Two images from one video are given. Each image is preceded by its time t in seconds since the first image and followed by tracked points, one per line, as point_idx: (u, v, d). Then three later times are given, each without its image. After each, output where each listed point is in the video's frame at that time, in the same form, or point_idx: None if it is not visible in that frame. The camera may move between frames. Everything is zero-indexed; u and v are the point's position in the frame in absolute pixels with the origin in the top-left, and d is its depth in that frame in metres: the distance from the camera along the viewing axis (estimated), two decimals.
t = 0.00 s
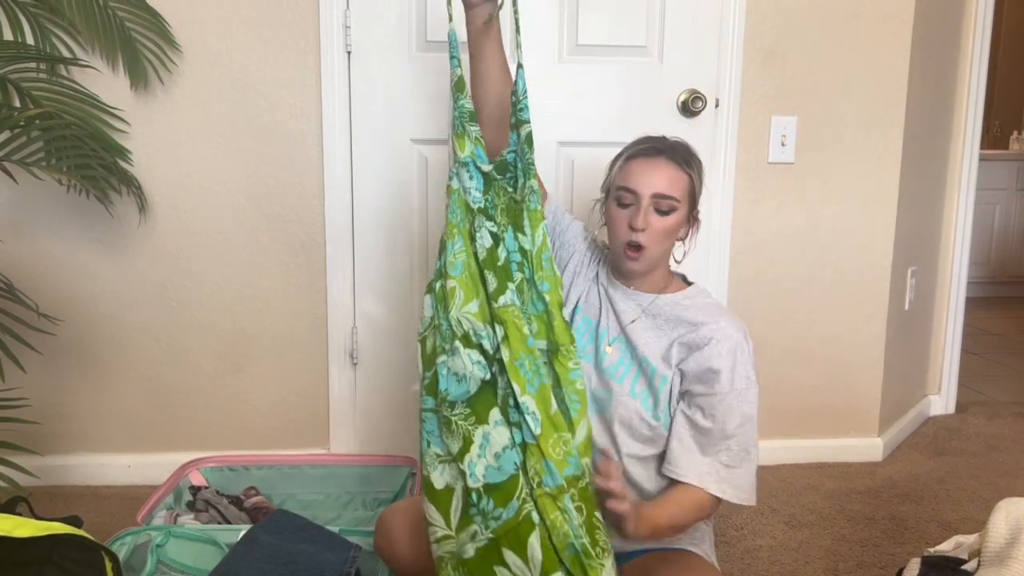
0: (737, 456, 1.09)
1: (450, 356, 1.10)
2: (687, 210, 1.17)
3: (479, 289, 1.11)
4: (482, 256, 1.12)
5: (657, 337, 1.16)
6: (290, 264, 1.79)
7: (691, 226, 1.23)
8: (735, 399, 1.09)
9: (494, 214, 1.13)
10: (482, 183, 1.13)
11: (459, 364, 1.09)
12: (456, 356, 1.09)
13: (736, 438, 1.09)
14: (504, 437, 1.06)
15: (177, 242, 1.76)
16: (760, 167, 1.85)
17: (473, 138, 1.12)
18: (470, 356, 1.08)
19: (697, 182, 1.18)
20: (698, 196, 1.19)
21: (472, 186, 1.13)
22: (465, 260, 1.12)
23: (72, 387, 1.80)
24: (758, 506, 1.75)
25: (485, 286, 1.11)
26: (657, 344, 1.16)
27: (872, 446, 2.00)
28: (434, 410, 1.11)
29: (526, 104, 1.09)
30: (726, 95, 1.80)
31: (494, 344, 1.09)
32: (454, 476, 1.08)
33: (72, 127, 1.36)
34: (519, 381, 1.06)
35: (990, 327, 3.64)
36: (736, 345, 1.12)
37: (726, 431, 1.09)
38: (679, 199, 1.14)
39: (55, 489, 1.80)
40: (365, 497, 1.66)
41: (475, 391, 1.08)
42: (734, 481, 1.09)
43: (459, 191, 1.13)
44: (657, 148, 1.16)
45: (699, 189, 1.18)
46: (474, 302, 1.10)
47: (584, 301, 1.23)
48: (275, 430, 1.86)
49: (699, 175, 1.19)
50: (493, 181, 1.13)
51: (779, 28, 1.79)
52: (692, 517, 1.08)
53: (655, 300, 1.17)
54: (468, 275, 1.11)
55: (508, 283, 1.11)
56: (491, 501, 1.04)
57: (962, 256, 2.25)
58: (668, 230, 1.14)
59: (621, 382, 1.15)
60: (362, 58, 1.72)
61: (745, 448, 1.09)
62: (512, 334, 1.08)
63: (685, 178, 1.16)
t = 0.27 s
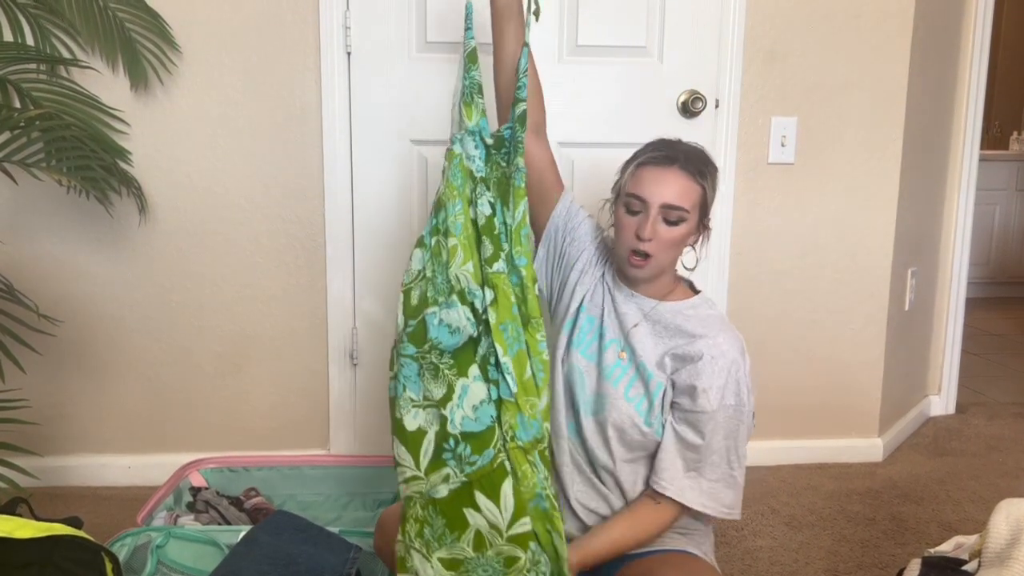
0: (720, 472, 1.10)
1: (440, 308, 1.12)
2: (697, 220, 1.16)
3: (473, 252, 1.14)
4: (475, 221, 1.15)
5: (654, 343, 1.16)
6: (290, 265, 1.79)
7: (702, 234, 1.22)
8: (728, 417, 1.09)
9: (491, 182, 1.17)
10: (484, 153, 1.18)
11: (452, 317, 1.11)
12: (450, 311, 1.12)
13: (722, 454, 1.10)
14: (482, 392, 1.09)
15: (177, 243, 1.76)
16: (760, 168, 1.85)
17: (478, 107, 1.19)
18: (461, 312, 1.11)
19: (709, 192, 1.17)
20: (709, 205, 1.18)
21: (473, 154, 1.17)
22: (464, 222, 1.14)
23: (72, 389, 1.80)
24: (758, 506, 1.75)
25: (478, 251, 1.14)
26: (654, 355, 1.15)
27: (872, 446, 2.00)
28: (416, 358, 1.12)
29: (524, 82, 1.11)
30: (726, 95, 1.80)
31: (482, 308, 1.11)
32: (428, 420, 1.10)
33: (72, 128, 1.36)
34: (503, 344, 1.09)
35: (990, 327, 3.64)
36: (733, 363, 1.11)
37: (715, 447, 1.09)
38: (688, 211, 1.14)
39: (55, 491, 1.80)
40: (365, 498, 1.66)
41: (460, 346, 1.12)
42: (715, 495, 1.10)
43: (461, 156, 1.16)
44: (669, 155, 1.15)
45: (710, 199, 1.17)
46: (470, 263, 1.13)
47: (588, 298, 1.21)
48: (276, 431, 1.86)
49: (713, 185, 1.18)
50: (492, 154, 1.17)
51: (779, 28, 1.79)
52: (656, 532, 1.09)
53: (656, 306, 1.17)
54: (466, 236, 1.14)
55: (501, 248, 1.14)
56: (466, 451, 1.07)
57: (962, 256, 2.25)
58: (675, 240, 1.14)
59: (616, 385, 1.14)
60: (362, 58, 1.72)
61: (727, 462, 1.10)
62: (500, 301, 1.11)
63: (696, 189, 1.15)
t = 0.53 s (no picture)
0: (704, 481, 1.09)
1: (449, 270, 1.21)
2: (698, 224, 1.17)
3: (486, 217, 1.22)
4: (487, 189, 1.24)
5: (651, 345, 1.17)
6: (291, 266, 1.79)
7: (706, 238, 1.23)
8: (714, 424, 1.09)
9: (506, 155, 1.26)
10: (499, 126, 1.27)
11: (458, 279, 1.20)
12: (456, 272, 1.20)
13: (706, 462, 1.09)
14: (490, 347, 1.17)
15: (177, 244, 1.76)
16: (760, 168, 1.85)
17: (497, 86, 1.27)
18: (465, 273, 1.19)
19: (711, 197, 1.18)
20: (713, 209, 1.19)
21: (489, 128, 1.27)
22: (474, 191, 1.23)
23: (72, 389, 1.80)
24: (758, 507, 1.75)
25: (489, 215, 1.22)
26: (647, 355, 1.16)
27: (872, 447, 1.99)
28: (429, 320, 1.23)
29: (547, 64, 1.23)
30: (726, 96, 1.80)
31: (489, 267, 1.19)
32: (431, 373, 1.20)
33: (72, 129, 1.36)
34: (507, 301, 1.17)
35: (990, 327, 3.64)
36: (724, 371, 1.12)
37: (700, 453, 1.09)
38: (688, 214, 1.15)
39: (56, 492, 1.80)
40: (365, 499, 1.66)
41: (468, 306, 1.19)
42: (697, 505, 1.09)
43: (478, 133, 1.27)
44: (671, 157, 1.17)
45: (714, 202, 1.18)
46: (475, 229, 1.21)
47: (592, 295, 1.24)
48: (276, 431, 1.86)
49: (717, 189, 1.19)
50: (509, 128, 1.27)
51: (778, 29, 1.79)
52: (633, 535, 1.09)
53: (657, 309, 1.18)
54: (478, 204, 1.23)
55: (511, 215, 1.22)
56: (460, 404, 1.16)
57: (962, 257, 2.25)
58: (676, 241, 1.16)
59: (609, 384, 1.16)
60: (362, 59, 1.72)
61: (711, 471, 1.09)
62: (506, 261, 1.18)
63: (698, 193, 1.16)
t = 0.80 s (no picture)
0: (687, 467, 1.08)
1: (473, 260, 1.27)
2: (700, 216, 1.19)
3: (508, 210, 1.26)
4: (509, 185, 1.28)
5: (649, 340, 1.19)
6: (291, 266, 1.79)
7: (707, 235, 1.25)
8: (700, 411, 1.09)
9: (530, 153, 1.28)
10: (520, 129, 1.28)
11: (479, 266, 1.25)
12: (479, 261, 1.25)
13: (686, 449, 1.08)
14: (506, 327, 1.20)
15: (177, 244, 1.76)
16: (760, 168, 1.85)
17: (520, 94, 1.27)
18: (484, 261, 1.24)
19: (713, 190, 1.20)
20: (713, 203, 1.21)
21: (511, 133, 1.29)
22: (503, 189, 1.29)
23: (73, 389, 1.80)
24: (759, 507, 1.75)
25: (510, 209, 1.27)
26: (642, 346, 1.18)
27: (872, 447, 1.99)
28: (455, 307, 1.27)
29: (577, 65, 1.25)
30: (726, 96, 1.80)
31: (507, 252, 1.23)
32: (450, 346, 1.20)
33: (72, 130, 1.36)
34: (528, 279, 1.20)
35: (990, 327, 3.64)
36: (717, 363, 1.13)
37: (680, 439, 1.07)
38: (692, 204, 1.17)
39: (56, 492, 1.80)
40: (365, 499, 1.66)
41: (488, 290, 1.24)
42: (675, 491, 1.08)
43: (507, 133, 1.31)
44: (676, 149, 1.19)
45: (715, 196, 1.20)
46: (498, 222, 1.26)
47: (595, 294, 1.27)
48: (275, 432, 1.86)
49: (717, 183, 1.21)
50: (532, 128, 1.28)
51: (778, 29, 1.79)
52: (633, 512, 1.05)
53: (658, 305, 1.20)
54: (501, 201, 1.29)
55: (531, 208, 1.27)
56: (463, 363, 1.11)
57: (962, 257, 2.25)
58: (678, 232, 1.17)
59: (604, 379, 1.19)
60: (362, 59, 1.72)
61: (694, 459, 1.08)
62: (524, 245, 1.23)
63: (701, 185, 1.18)
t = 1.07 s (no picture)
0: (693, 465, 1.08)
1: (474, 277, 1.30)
2: (695, 214, 1.19)
3: (505, 222, 1.29)
4: (505, 196, 1.31)
5: (649, 339, 1.19)
6: (291, 266, 1.79)
7: (703, 232, 1.25)
8: (704, 410, 1.10)
9: (523, 160, 1.32)
10: (512, 136, 1.33)
11: (480, 284, 1.28)
12: (479, 277, 1.28)
13: (691, 447, 1.08)
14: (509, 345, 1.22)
15: (177, 245, 1.77)
16: (760, 168, 1.85)
17: (512, 99, 1.33)
18: (484, 278, 1.27)
19: (706, 187, 1.20)
20: (708, 201, 1.21)
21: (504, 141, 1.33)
22: (497, 201, 1.32)
23: (73, 390, 1.80)
24: (759, 507, 1.75)
25: (506, 221, 1.29)
26: (644, 345, 1.19)
27: (872, 447, 1.99)
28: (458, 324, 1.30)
29: (567, 68, 1.29)
30: (726, 96, 1.80)
31: (506, 266, 1.26)
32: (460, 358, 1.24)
33: (72, 130, 1.36)
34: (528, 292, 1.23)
35: (990, 328, 3.64)
36: (718, 362, 1.13)
37: (685, 438, 1.08)
38: (685, 204, 1.17)
39: (56, 492, 1.81)
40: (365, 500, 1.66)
41: (492, 308, 1.26)
42: (683, 488, 1.08)
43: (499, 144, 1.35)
44: (665, 150, 1.20)
45: (709, 194, 1.21)
46: (495, 236, 1.29)
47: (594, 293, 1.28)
48: (276, 432, 1.86)
49: (710, 180, 1.21)
50: (525, 134, 1.32)
51: (778, 29, 1.80)
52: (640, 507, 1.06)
53: (657, 304, 1.21)
54: (497, 215, 1.31)
55: (524, 219, 1.29)
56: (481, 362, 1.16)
57: (962, 257, 2.25)
58: (673, 232, 1.18)
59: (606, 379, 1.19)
60: (362, 60, 1.73)
61: (700, 457, 1.08)
62: (523, 258, 1.25)
63: (693, 183, 1.19)
